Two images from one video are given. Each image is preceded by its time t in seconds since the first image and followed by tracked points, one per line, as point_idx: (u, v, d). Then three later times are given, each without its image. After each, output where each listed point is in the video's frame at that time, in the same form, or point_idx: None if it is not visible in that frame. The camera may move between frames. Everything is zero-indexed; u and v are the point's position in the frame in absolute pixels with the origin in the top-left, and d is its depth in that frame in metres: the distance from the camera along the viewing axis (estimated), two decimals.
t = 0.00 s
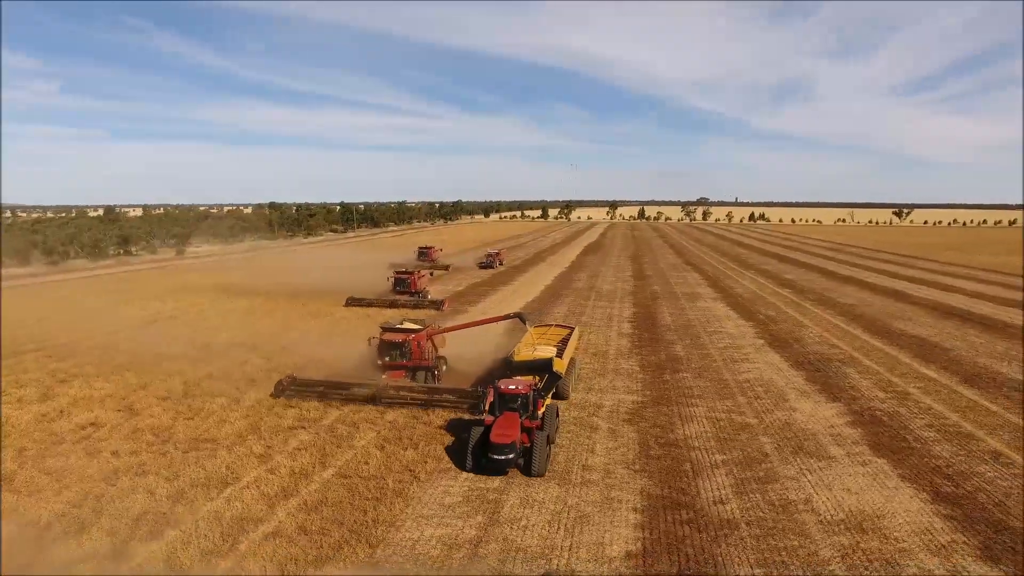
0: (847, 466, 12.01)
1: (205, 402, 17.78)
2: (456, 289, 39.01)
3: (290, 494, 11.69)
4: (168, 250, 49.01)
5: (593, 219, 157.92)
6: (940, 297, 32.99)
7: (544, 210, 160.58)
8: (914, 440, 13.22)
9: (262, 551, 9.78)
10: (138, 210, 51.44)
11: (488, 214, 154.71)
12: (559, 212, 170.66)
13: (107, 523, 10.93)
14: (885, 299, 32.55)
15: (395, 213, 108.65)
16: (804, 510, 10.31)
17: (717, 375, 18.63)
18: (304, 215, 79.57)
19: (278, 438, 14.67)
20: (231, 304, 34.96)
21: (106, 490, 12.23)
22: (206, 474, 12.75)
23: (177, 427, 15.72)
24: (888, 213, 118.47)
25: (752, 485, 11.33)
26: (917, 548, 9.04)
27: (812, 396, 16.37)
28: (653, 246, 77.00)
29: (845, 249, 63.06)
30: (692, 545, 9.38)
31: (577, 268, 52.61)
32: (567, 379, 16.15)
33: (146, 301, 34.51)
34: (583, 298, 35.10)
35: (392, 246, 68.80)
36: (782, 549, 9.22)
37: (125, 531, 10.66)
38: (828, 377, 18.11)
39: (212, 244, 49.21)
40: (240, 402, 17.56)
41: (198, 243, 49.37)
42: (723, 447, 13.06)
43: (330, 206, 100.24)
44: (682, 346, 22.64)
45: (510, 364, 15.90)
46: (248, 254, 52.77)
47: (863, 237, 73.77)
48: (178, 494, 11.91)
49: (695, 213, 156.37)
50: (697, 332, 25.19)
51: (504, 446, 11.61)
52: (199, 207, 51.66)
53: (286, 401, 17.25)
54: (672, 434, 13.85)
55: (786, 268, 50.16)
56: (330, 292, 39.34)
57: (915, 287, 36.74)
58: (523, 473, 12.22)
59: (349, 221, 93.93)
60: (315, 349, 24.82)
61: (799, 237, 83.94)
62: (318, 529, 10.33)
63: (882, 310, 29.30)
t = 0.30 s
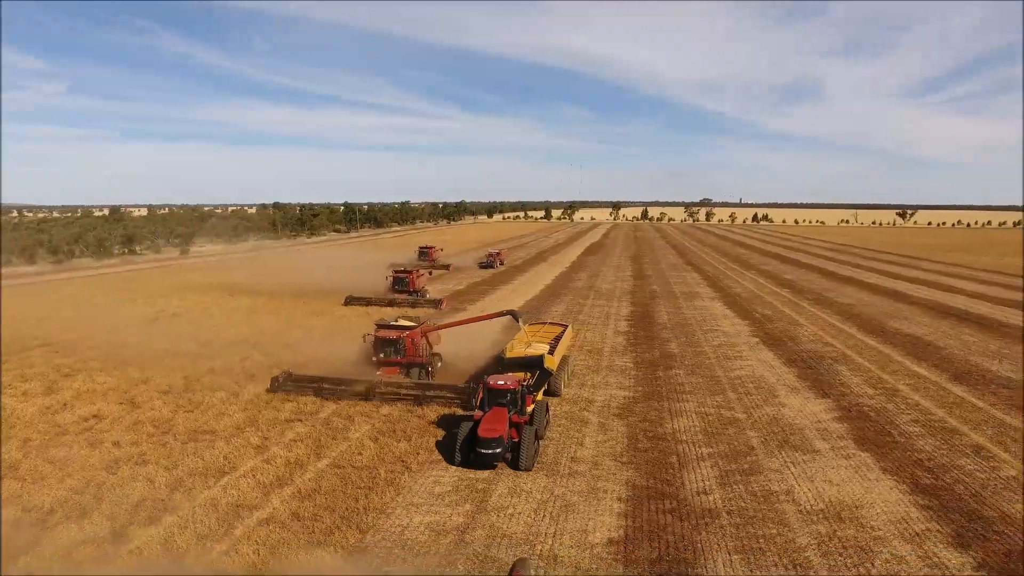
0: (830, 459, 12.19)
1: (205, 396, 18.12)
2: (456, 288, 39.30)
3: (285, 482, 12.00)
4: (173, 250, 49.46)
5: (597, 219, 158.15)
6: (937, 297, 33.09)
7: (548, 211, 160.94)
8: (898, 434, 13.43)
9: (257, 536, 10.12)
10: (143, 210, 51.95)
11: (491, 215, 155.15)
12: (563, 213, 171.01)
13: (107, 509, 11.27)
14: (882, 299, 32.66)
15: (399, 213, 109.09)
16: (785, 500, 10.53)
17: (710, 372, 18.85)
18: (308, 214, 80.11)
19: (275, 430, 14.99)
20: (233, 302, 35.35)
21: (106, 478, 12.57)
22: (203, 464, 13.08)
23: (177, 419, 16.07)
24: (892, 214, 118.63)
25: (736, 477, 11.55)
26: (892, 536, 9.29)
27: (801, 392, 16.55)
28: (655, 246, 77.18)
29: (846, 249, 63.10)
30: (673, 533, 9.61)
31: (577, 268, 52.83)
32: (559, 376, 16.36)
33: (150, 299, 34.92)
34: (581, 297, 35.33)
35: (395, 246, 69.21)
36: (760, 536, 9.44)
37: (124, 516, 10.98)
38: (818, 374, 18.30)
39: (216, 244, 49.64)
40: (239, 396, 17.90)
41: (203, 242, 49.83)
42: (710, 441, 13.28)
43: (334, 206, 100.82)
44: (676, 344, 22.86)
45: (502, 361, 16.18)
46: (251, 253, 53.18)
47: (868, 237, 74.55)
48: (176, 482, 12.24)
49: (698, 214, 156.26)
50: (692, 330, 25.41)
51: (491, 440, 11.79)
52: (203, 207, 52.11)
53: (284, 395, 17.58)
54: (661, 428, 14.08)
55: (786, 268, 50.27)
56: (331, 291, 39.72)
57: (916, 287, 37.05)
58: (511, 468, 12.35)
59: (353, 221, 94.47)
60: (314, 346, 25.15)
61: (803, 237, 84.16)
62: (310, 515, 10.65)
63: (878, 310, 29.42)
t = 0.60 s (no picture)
0: (833, 453, 12.29)
1: (223, 388, 18.70)
2: (470, 287, 39.73)
3: (299, 468, 12.45)
4: (194, 249, 50.43)
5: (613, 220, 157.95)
6: (955, 298, 32.71)
7: (564, 211, 161.07)
8: (903, 431, 13.49)
9: (271, 517, 10.56)
10: (165, 210, 53.03)
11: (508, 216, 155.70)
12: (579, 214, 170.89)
13: (130, 491, 11.80)
14: (898, 299, 32.38)
15: (415, 213, 109.92)
16: (784, 492, 10.69)
17: (718, 369, 18.96)
18: (326, 214, 81.28)
19: (290, 420, 15.48)
20: (252, 299, 36.09)
21: (129, 462, 13.14)
22: (221, 450, 13.59)
23: (196, 408, 16.64)
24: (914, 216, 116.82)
25: (737, 469, 11.72)
26: (889, 527, 9.44)
27: (808, 389, 16.63)
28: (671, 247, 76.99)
29: (865, 250, 62.36)
30: (672, 521, 9.83)
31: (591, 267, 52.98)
32: (566, 372, 16.60)
33: (171, 296, 35.76)
34: (594, 296, 35.52)
35: (411, 245, 69.93)
36: (758, 525, 9.62)
37: (146, 497, 11.51)
38: (827, 372, 18.34)
39: (236, 243, 50.65)
40: (256, 388, 18.42)
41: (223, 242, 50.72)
42: (714, 435, 13.44)
43: (352, 206, 102.12)
44: (686, 341, 22.98)
45: (510, 357, 16.49)
46: (270, 252, 53.98)
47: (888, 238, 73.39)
48: (195, 466, 12.76)
49: (716, 215, 155.17)
50: (703, 328, 25.50)
51: (495, 433, 12.05)
52: (223, 208, 53.05)
53: (299, 387, 18.08)
54: (666, 422, 14.28)
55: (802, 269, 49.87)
56: (347, 290, 40.39)
57: (933, 288, 36.49)
58: (514, 460, 12.62)
59: (370, 221, 95.58)
60: (330, 342, 25.70)
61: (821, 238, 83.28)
62: (322, 499, 11.06)
63: (893, 310, 29.21)
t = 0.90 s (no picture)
0: (874, 452, 12.12)
1: (276, 377, 19.74)
2: (513, 286, 40.24)
3: (346, 451, 13.13)
4: (250, 247, 52.76)
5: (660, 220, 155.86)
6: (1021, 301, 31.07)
7: (610, 212, 159.85)
8: (951, 433, 13.15)
9: (319, 494, 11.25)
10: (223, 210, 55.78)
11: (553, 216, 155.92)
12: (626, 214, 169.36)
13: (192, 467, 12.73)
14: (958, 302, 30.99)
15: (462, 212, 111.49)
16: (821, 488, 10.66)
17: (760, 368, 18.76)
18: (376, 213, 83.47)
19: (338, 407, 16.25)
20: (304, 295, 37.61)
21: (191, 441, 14.13)
22: (275, 432, 14.44)
23: (252, 394, 17.67)
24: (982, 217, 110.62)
25: (774, 464, 11.72)
26: (927, 525, 9.32)
27: (853, 389, 16.31)
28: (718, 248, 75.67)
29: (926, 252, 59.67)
30: (704, 511, 9.98)
31: (636, 267, 52.67)
32: (605, 368, 16.73)
33: (230, 291, 37.66)
34: (637, 295, 35.41)
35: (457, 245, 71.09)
36: (791, 518, 9.67)
37: (206, 473, 12.40)
38: (875, 373, 17.89)
39: (290, 242, 53.00)
40: (306, 377, 19.35)
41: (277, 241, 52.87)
42: (752, 431, 13.41)
43: (401, 207, 104.49)
44: (730, 341, 22.74)
45: (549, 352, 16.80)
46: (321, 251, 55.96)
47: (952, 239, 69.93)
48: (250, 447, 13.62)
49: (768, 216, 150.95)
50: (748, 328, 25.15)
51: (531, 424, 12.21)
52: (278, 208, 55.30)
53: (347, 377, 18.90)
54: (704, 418, 14.31)
55: (857, 270, 48.16)
56: (394, 287, 41.52)
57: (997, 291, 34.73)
58: (551, 454, 12.69)
59: (418, 221, 97.60)
60: (377, 336, 26.61)
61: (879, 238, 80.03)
62: (367, 480, 11.67)
63: (952, 313, 28.02)
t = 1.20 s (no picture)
0: (904, 449, 12.07)
1: (317, 368, 20.58)
2: (547, 284, 40.58)
3: (382, 437, 13.72)
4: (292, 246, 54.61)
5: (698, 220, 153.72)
6: None
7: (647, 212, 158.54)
8: (987, 433, 12.93)
9: (356, 476, 11.82)
10: (266, 210, 57.92)
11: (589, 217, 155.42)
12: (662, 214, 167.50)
13: (238, 449, 13.50)
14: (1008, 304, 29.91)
15: (498, 212, 112.30)
16: (846, 482, 10.72)
17: (793, 366, 18.65)
18: (415, 213, 85.07)
19: (375, 397, 16.91)
20: (343, 291, 38.78)
21: (237, 426, 14.95)
22: (315, 419, 15.15)
23: (294, 384, 18.51)
24: None
25: (800, 458, 11.79)
26: (953, 520, 9.32)
27: (887, 388, 16.12)
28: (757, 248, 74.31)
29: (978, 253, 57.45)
30: (728, 500, 10.17)
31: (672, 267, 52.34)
32: (635, 364, 16.77)
33: (273, 288, 39.17)
34: (671, 294, 35.31)
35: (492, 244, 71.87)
36: (814, 509, 9.79)
37: (250, 455, 13.15)
38: (911, 372, 17.59)
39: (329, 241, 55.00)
40: (345, 369, 20.13)
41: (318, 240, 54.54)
42: (780, 427, 13.47)
43: (438, 207, 106.09)
44: (763, 339, 22.59)
45: (579, 347, 17.09)
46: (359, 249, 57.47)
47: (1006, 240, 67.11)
48: (292, 432, 14.35)
49: (810, 215, 147.38)
50: (783, 327, 24.89)
51: (559, 417, 12.59)
52: (319, 208, 57.02)
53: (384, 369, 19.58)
54: (733, 413, 14.41)
55: (902, 271, 46.75)
56: (430, 285, 42.36)
57: None
58: (577, 444, 13.08)
59: (455, 221, 98.95)
60: (413, 331, 27.34)
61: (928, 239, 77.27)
62: (402, 465, 12.19)
63: (1000, 314, 27.11)
